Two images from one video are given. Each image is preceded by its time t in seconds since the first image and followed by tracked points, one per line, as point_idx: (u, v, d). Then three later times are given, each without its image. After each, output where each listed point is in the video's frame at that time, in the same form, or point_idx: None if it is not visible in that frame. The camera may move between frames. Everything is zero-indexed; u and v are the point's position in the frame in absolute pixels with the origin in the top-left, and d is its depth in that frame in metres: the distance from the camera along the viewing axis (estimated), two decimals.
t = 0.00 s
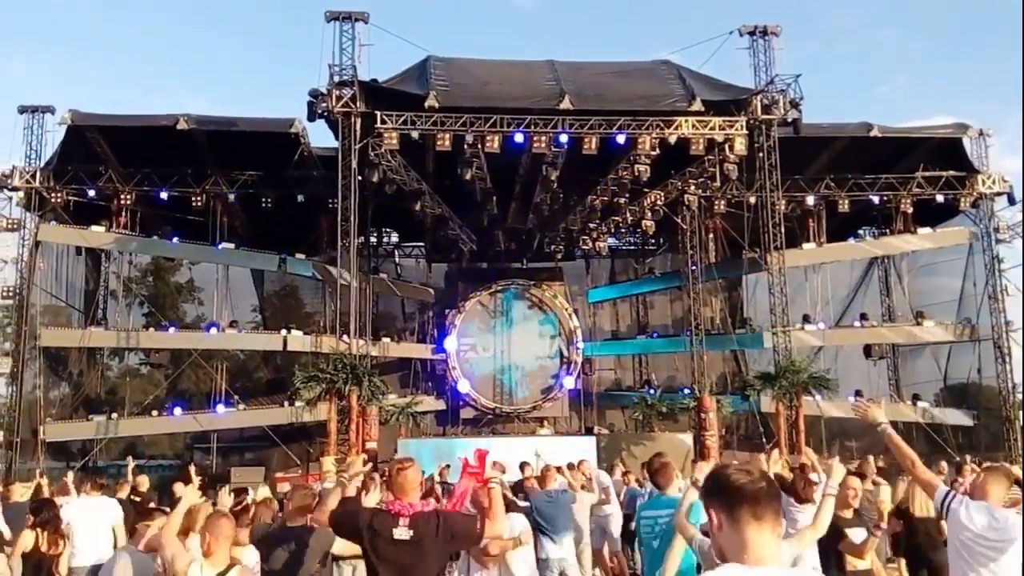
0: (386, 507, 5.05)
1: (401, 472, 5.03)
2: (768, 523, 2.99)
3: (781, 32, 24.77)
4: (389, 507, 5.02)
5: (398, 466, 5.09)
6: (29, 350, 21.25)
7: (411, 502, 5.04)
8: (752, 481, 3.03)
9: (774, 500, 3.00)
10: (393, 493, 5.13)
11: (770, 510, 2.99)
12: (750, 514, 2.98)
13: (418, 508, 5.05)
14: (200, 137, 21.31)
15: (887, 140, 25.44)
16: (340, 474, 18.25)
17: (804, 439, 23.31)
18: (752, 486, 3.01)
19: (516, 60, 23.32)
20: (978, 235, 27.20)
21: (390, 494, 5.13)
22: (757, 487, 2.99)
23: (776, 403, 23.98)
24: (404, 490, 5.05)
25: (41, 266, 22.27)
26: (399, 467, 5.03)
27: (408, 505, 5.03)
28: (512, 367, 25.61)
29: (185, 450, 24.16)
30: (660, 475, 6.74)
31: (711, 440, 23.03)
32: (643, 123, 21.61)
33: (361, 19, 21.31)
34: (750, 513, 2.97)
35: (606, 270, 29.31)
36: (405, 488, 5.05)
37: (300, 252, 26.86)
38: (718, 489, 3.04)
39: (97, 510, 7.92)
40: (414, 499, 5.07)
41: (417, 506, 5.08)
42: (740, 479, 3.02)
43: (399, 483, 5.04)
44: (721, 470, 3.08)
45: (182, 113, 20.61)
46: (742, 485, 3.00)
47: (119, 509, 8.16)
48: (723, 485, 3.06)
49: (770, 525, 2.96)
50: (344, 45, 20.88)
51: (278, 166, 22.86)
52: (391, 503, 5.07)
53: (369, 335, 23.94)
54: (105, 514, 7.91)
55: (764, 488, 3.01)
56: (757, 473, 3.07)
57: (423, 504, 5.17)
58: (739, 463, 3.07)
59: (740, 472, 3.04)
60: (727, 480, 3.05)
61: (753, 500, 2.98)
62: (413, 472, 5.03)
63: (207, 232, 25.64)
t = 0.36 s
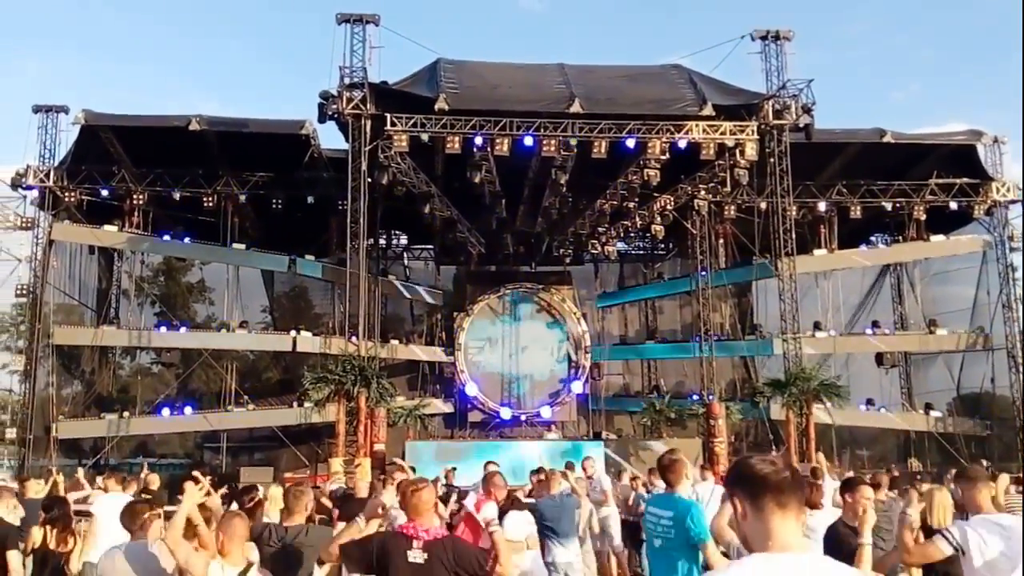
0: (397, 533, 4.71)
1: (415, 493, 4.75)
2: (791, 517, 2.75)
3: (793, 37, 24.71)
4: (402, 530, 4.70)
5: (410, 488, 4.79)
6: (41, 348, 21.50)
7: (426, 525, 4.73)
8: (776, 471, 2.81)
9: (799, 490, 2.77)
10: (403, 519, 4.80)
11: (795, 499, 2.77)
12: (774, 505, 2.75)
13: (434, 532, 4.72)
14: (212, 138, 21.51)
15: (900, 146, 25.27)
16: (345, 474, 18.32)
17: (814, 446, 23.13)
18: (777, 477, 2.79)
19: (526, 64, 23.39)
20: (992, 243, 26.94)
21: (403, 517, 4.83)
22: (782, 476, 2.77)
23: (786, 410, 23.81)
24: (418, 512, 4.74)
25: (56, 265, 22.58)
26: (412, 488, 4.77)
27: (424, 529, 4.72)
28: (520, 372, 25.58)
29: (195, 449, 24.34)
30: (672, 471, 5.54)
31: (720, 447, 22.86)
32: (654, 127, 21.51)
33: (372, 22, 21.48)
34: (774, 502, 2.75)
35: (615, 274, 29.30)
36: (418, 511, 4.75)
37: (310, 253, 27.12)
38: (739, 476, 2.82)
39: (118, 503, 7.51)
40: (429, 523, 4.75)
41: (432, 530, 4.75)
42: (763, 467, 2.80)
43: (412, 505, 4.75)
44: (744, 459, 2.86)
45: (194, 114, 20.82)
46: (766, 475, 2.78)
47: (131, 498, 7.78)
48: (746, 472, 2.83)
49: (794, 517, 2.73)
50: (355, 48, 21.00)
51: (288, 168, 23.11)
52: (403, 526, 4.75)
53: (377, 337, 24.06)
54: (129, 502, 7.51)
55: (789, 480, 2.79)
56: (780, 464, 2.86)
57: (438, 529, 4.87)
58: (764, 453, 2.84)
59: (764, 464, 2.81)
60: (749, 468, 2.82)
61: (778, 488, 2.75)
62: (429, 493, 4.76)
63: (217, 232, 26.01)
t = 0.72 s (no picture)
0: (417, 533, 5.01)
1: (435, 496, 5.09)
2: (825, 552, 3.20)
3: (816, 28, 24.39)
4: (421, 534, 4.99)
5: (432, 491, 5.13)
6: (72, 350, 21.90)
7: (443, 526, 5.03)
8: (810, 511, 3.21)
9: (832, 529, 3.20)
10: (423, 520, 5.11)
11: (829, 539, 3.20)
12: (809, 542, 3.19)
13: (452, 532, 5.03)
14: (235, 141, 21.73)
15: (928, 137, 24.83)
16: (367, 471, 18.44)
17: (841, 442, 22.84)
18: (809, 515, 3.21)
19: (545, 61, 23.34)
20: None
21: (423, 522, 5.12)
22: (815, 518, 3.18)
23: (813, 405, 23.53)
24: (439, 513, 5.06)
25: (84, 269, 22.94)
26: (433, 490, 5.11)
27: (440, 529, 5.03)
28: (544, 368, 25.64)
29: (223, 448, 24.67)
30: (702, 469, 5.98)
31: (747, 443, 22.65)
32: (675, 122, 21.49)
33: (390, 23, 21.56)
34: (810, 543, 3.18)
35: (638, 270, 29.18)
36: (439, 511, 5.06)
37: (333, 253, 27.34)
38: (775, 519, 3.24)
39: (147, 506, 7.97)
40: (448, 524, 5.06)
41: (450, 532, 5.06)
42: (798, 509, 3.20)
43: (433, 507, 5.07)
44: (779, 500, 3.26)
45: (217, 118, 21.07)
46: (801, 516, 3.19)
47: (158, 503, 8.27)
48: (780, 514, 3.24)
49: (828, 554, 3.21)
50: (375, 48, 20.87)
51: (310, 168, 23.31)
52: (424, 528, 5.05)
53: (399, 336, 24.18)
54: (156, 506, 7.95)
55: (822, 518, 3.21)
56: (813, 503, 3.25)
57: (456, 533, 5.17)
58: (796, 494, 3.23)
59: (799, 504, 3.21)
60: (785, 508, 3.23)
61: (813, 531, 3.18)
62: (448, 496, 5.11)
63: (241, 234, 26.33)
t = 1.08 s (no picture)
0: (441, 513, 5.24)
1: (458, 478, 5.33)
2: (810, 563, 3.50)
3: (846, 22, 24.07)
4: (444, 513, 5.22)
5: (455, 473, 5.41)
6: (107, 355, 22.27)
7: (465, 505, 5.24)
8: (790, 525, 3.57)
9: (813, 540, 3.52)
10: (448, 500, 5.33)
11: (812, 550, 3.51)
12: (793, 554, 3.50)
13: (473, 511, 5.24)
14: (264, 145, 21.88)
15: (962, 130, 24.40)
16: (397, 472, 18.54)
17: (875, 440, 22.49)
18: (793, 531, 3.55)
19: (572, 60, 23.26)
20: None
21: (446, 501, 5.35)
22: (795, 531, 3.53)
23: (846, 403, 23.22)
24: (461, 493, 5.28)
25: (118, 274, 23.29)
26: (456, 472, 5.37)
27: (464, 510, 5.23)
28: (574, 368, 25.46)
29: (256, 450, 24.86)
30: (736, 483, 5.93)
31: (779, 442, 22.41)
32: (702, 120, 21.27)
33: (416, 26, 21.62)
34: (796, 554, 3.49)
35: (667, 269, 28.96)
36: (461, 492, 5.27)
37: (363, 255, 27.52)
38: (760, 537, 3.57)
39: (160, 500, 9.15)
40: (469, 503, 5.26)
41: (472, 509, 5.28)
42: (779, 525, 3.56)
43: (455, 488, 5.29)
44: (761, 520, 3.63)
45: (246, 123, 21.28)
46: (781, 529, 3.54)
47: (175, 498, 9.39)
48: (764, 532, 3.58)
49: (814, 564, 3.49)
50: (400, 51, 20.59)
51: (339, 171, 23.41)
52: (447, 508, 5.27)
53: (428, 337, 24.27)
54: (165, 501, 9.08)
55: (804, 532, 3.54)
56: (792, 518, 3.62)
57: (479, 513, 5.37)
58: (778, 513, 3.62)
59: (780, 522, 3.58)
60: (768, 527, 3.58)
61: (797, 544, 3.50)
62: (470, 478, 5.35)
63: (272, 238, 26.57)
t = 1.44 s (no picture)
0: (453, 505, 5.12)
1: (470, 469, 5.08)
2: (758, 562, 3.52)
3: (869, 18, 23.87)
4: (456, 505, 5.10)
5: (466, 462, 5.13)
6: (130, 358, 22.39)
7: (477, 499, 5.08)
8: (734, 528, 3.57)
9: (757, 542, 3.52)
10: (460, 490, 5.17)
11: (758, 550, 3.51)
12: (738, 555, 3.51)
13: (486, 505, 5.09)
14: (284, 148, 21.89)
15: (986, 127, 24.18)
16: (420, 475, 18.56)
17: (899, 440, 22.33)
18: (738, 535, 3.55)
19: (592, 60, 23.17)
20: None
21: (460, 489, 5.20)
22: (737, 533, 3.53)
23: (870, 403, 23.05)
24: (472, 488, 5.09)
25: (140, 277, 23.37)
26: (466, 464, 5.09)
27: (476, 502, 5.08)
28: (596, 369, 25.39)
29: (277, 452, 24.85)
30: (757, 494, 5.56)
31: (801, 443, 22.26)
32: (723, 119, 21.05)
33: (437, 27, 21.60)
34: (740, 555, 3.50)
35: (689, 269, 29.14)
36: (473, 485, 5.09)
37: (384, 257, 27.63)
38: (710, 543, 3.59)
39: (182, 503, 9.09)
40: (481, 496, 5.11)
41: (484, 502, 5.12)
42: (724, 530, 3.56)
43: (467, 480, 5.09)
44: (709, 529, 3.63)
45: (267, 126, 21.30)
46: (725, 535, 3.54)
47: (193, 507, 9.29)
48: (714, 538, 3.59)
49: (759, 564, 3.50)
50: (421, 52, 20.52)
51: (361, 172, 23.39)
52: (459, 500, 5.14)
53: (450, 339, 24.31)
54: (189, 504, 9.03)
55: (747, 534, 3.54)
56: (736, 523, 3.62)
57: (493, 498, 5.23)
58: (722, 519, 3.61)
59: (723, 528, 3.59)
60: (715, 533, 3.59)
61: (743, 547, 3.51)
62: (482, 468, 5.07)
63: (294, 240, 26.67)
